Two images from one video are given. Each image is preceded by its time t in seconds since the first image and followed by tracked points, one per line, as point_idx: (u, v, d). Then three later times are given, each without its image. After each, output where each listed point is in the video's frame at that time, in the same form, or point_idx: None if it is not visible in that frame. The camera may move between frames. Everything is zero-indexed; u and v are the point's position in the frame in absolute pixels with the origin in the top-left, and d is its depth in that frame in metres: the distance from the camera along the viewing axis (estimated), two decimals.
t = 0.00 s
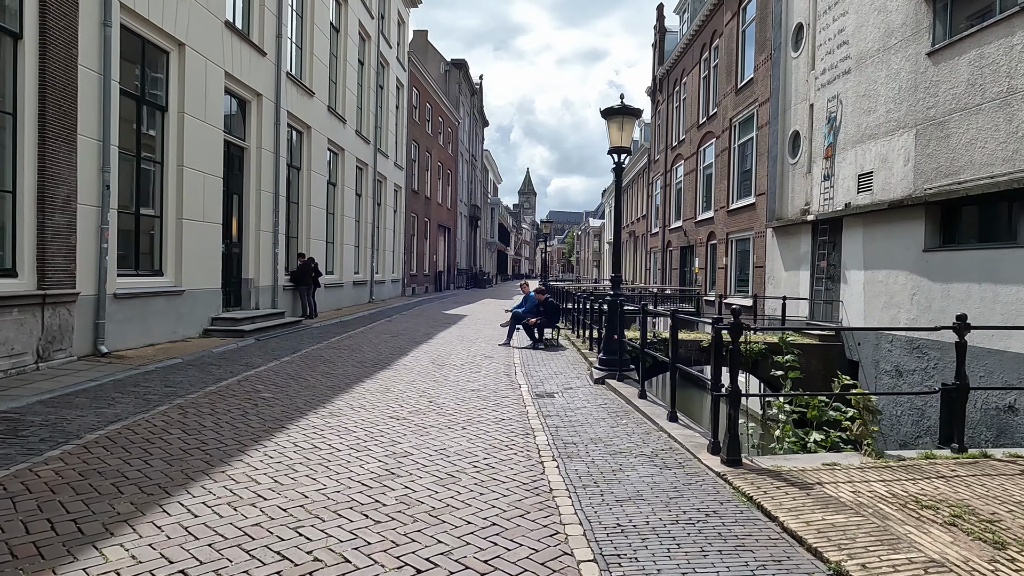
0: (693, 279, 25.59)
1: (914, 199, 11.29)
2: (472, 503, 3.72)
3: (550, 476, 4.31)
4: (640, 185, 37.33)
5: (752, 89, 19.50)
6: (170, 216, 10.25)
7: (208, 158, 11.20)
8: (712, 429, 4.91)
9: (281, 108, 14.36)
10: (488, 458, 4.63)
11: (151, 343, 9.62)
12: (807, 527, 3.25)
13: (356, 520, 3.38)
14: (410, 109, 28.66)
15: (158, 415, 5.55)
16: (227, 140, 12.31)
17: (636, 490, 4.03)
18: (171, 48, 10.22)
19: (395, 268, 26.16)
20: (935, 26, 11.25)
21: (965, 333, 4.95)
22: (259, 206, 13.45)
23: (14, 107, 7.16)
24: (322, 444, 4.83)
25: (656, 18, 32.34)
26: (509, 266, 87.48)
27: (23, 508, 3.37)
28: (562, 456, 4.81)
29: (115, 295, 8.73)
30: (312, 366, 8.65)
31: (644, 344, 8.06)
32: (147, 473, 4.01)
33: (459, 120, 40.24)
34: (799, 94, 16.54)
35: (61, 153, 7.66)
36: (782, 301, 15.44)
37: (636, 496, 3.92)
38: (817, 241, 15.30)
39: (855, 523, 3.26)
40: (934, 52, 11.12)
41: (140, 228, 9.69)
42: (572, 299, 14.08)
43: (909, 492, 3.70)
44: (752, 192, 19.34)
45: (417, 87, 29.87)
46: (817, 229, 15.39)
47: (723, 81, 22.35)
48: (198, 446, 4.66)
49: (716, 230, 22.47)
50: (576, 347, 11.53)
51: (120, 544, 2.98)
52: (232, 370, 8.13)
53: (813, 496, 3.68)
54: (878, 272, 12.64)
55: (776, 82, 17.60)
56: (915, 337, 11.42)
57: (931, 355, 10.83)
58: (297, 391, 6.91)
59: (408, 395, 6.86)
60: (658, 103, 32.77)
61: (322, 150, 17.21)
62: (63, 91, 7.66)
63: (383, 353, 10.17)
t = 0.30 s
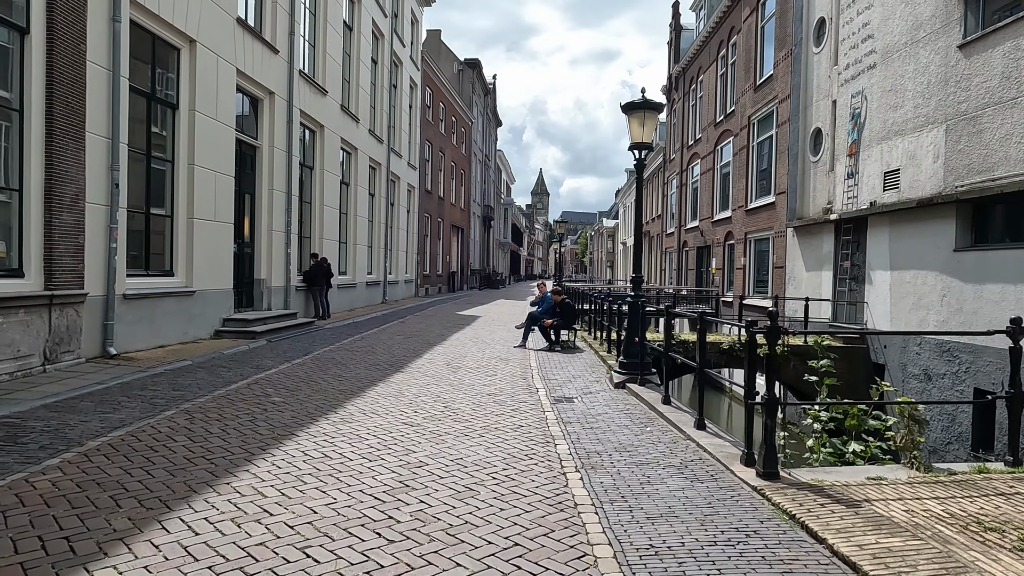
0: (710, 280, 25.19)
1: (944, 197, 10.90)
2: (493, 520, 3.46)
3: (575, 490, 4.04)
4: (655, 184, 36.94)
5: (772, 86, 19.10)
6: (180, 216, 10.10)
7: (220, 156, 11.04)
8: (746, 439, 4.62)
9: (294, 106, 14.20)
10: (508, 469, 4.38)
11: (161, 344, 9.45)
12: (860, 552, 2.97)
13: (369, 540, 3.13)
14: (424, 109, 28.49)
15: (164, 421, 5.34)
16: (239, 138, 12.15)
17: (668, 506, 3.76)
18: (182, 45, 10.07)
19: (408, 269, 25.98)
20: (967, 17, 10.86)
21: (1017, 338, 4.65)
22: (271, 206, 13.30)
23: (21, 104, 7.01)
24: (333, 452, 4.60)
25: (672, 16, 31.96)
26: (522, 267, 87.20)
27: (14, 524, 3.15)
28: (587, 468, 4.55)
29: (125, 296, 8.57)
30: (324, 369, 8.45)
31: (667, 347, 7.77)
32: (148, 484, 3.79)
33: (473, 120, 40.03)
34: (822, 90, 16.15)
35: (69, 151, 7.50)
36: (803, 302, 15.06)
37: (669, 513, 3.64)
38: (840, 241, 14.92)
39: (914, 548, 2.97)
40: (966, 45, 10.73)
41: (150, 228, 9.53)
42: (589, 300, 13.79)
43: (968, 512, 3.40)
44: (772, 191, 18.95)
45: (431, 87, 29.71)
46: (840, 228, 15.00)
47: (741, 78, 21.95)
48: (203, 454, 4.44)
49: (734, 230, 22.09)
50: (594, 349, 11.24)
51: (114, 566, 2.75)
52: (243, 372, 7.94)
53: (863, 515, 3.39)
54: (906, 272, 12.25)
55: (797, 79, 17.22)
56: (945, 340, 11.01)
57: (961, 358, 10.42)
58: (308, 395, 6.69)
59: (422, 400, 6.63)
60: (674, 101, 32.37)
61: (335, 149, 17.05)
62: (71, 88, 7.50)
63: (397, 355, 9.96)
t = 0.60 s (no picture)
0: (725, 282, 24.80)
1: (973, 197, 10.53)
2: (511, 544, 3.20)
3: (598, 510, 3.76)
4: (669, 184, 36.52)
5: (790, 83, 18.71)
6: (188, 216, 9.92)
7: (228, 156, 10.86)
8: (779, 454, 4.32)
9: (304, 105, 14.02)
10: (525, 486, 4.11)
11: (168, 347, 9.27)
12: None
13: (376, 567, 2.87)
14: (435, 109, 28.29)
15: (165, 429, 5.13)
16: (249, 138, 11.97)
17: (700, 530, 3.47)
18: (190, 42, 9.90)
19: (419, 270, 25.76)
20: (997, 10, 10.47)
21: None
22: (281, 206, 13.12)
23: (23, 102, 6.84)
24: (340, 465, 4.35)
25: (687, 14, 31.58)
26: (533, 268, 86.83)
27: None
28: (609, 484, 4.27)
29: (130, 298, 8.38)
30: (333, 373, 8.23)
31: (687, 352, 7.47)
32: (142, 501, 3.55)
33: (485, 120, 39.80)
34: (842, 87, 15.77)
35: (73, 149, 7.32)
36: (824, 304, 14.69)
37: (701, 537, 3.36)
38: (862, 241, 14.56)
39: None
40: (997, 38, 10.35)
41: (157, 228, 9.34)
42: (603, 302, 13.48)
43: None
44: (790, 191, 18.57)
45: (442, 86, 29.51)
46: (862, 229, 14.62)
47: (758, 76, 21.57)
48: (203, 467, 4.21)
49: (750, 231, 21.70)
50: (610, 353, 10.96)
51: None
52: (249, 377, 7.72)
53: (916, 544, 3.09)
54: (932, 274, 11.87)
55: (816, 76, 16.84)
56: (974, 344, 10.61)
57: (991, 363, 10.03)
58: (316, 401, 6.46)
59: (434, 406, 6.38)
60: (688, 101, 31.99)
61: (346, 149, 16.87)
62: (75, 85, 7.32)
63: (408, 359, 9.73)
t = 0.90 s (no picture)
0: (738, 282, 24.44)
1: (1001, 194, 10.17)
2: (523, 565, 2.94)
3: (618, 525, 3.48)
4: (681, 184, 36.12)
5: (806, 80, 18.34)
6: (192, 215, 9.73)
7: (234, 153, 10.66)
8: (811, 465, 4.03)
9: (312, 102, 13.82)
10: (539, 498, 3.84)
11: (171, 348, 9.07)
12: None
13: None
14: (445, 108, 28.07)
15: (160, 435, 4.89)
16: (255, 135, 11.78)
17: (730, 548, 3.19)
18: (195, 37, 9.70)
19: (429, 270, 25.56)
20: None
21: None
22: (288, 205, 12.93)
23: (20, 95, 6.64)
24: (342, 474, 4.11)
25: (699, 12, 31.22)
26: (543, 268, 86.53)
27: None
28: (627, 496, 4.00)
29: (132, 297, 8.18)
30: (339, 375, 7.99)
31: (705, 354, 7.17)
32: (128, 514, 3.32)
33: (495, 120, 39.58)
34: (861, 83, 15.40)
35: (72, 145, 7.12)
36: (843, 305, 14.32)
37: (732, 557, 3.08)
38: (882, 240, 14.18)
39: None
40: None
41: (160, 227, 9.15)
42: (616, 303, 13.19)
43: None
44: (806, 190, 18.20)
45: (452, 85, 29.30)
46: (882, 228, 14.25)
47: (772, 72, 21.20)
48: (197, 476, 3.97)
49: (764, 231, 21.33)
50: (622, 355, 10.69)
51: None
52: (252, 379, 7.51)
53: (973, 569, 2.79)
54: (957, 274, 11.50)
55: (834, 71, 16.47)
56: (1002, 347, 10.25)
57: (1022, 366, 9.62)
58: (319, 404, 6.21)
59: (441, 410, 6.14)
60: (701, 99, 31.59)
61: (354, 148, 16.68)
62: (75, 78, 7.13)
63: (416, 360, 9.49)
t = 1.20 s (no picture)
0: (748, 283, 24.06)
1: None
2: None
3: (633, 552, 3.19)
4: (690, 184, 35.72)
5: (818, 77, 17.98)
6: (191, 215, 9.50)
7: (234, 152, 10.43)
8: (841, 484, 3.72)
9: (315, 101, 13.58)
10: (547, 520, 3.56)
11: (168, 352, 8.83)
12: None
13: None
14: (451, 107, 27.81)
15: (146, 446, 4.63)
16: (256, 133, 11.55)
17: None
18: (194, 33, 9.47)
19: (435, 270, 25.31)
20: None
21: None
22: (291, 205, 12.69)
23: (9, 91, 6.41)
24: (336, 491, 3.84)
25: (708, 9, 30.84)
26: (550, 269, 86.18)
27: None
28: (642, 517, 3.70)
29: (127, 300, 7.95)
30: (340, 381, 7.74)
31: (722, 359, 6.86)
32: (101, 539, 3.06)
33: (501, 119, 39.30)
34: (876, 80, 15.04)
35: (64, 142, 6.90)
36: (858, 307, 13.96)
37: None
38: (898, 241, 13.83)
39: None
40: None
41: (157, 227, 8.92)
42: (625, 305, 12.88)
43: None
44: (818, 189, 17.84)
45: (458, 85, 29.04)
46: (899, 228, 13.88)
47: (783, 70, 20.84)
48: (180, 494, 3.71)
49: (775, 231, 20.96)
50: (632, 359, 10.39)
51: None
52: (250, 384, 7.26)
53: None
54: (978, 275, 11.13)
55: (848, 68, 16.11)
56: None
57: None
58: (317, 412, 5.95)
59: (445, 419, 5.87)
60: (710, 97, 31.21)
61: (359, 147, 16.44)
62: (67, 75, 6.90)
63: (420, 364, 9.22)
